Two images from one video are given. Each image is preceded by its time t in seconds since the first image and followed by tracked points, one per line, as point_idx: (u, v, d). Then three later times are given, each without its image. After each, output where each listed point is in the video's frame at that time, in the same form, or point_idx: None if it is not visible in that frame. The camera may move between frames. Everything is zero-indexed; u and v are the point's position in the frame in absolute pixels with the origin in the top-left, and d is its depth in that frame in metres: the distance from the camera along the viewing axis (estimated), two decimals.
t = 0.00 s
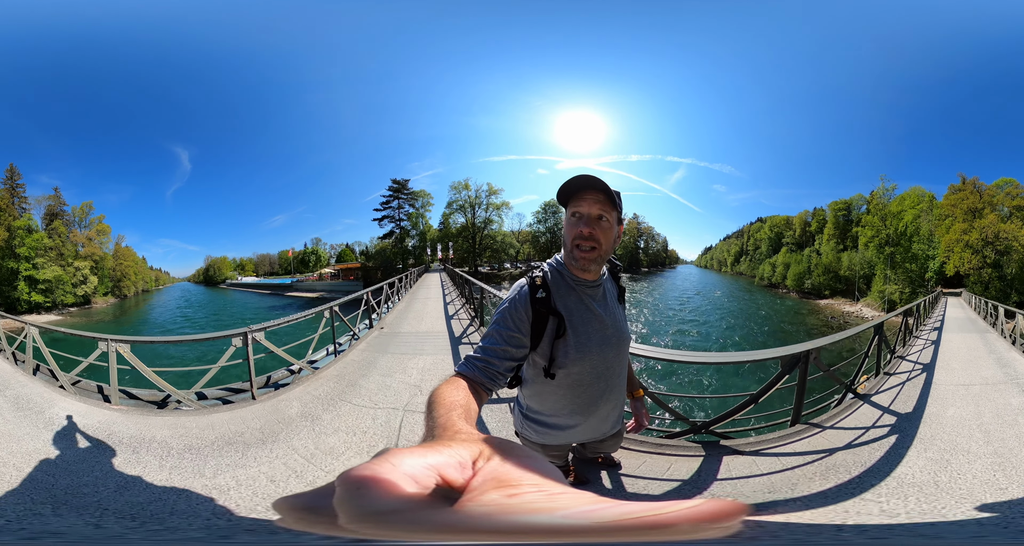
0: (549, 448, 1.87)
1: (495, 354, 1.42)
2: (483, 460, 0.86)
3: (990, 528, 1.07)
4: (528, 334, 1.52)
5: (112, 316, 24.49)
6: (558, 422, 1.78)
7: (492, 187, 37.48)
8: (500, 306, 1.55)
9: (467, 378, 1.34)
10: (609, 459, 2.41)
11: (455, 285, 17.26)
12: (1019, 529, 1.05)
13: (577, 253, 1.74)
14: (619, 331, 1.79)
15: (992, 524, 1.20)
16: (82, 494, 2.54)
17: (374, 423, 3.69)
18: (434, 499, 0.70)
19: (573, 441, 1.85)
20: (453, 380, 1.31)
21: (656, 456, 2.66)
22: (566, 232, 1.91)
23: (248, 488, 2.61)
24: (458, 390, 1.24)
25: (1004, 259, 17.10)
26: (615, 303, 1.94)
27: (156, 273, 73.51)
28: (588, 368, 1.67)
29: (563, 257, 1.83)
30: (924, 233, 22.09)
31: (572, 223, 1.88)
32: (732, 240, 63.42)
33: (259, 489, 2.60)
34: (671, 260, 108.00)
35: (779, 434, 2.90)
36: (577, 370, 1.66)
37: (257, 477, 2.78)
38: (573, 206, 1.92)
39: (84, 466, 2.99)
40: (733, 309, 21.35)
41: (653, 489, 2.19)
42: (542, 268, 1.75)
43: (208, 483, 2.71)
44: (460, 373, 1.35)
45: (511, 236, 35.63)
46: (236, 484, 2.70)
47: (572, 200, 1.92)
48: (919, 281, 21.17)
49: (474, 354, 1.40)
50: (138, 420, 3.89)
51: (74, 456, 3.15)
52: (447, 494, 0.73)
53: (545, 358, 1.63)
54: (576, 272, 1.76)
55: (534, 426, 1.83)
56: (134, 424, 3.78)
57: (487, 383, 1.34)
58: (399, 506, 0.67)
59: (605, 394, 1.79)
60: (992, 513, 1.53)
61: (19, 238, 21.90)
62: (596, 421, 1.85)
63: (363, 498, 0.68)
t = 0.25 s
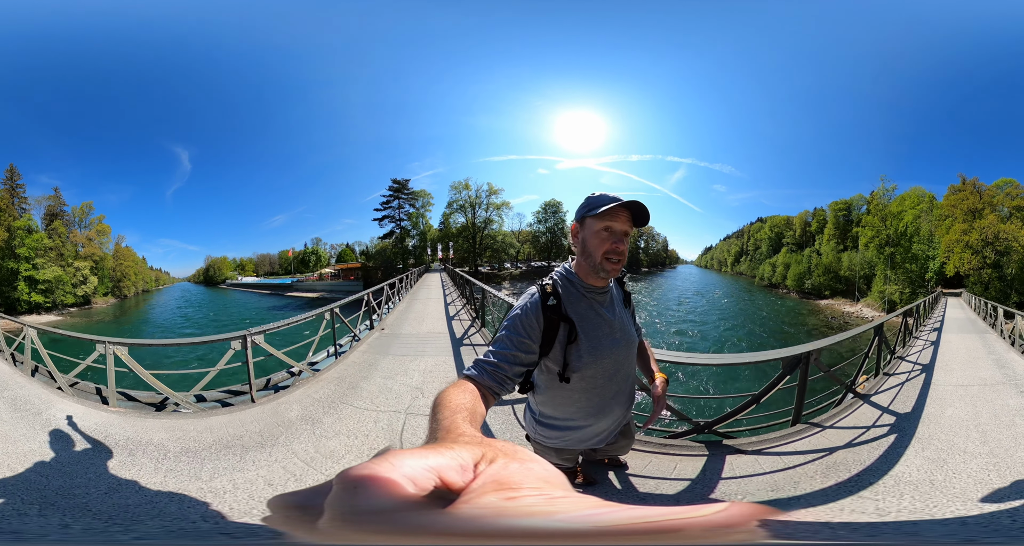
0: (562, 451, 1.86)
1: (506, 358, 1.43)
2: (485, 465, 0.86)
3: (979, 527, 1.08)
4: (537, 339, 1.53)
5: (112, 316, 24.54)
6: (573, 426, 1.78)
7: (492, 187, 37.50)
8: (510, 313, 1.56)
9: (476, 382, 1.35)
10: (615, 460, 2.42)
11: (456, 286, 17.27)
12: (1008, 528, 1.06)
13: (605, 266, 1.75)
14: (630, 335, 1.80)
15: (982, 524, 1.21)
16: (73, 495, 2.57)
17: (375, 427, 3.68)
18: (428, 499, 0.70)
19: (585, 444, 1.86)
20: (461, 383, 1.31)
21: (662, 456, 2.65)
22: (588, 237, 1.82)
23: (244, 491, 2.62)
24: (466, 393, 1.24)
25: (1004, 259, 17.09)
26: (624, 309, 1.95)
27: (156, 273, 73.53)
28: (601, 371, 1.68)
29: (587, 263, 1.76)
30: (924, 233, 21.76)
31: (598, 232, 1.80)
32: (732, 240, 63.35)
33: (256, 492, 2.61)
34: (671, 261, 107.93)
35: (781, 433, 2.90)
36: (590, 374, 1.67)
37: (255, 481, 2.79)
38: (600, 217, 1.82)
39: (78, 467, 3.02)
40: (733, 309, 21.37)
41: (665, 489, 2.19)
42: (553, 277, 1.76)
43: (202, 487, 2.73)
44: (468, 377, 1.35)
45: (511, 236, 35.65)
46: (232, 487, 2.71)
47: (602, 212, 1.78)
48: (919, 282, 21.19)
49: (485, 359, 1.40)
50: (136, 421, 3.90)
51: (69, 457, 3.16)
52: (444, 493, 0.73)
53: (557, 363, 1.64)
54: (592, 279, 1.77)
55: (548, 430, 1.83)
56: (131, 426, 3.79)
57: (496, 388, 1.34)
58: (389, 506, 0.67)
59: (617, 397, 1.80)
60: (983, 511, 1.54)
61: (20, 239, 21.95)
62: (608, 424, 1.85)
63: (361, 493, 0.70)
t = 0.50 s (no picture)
0: (568, 457, 1.88)
1: (501, 371, 1.39)
2: (470, 470, 0.86)
3: (976, 522, 1.09)
4: (540, 350, 1.50)
5: (112, 316, 24.55)
6: (579, 433, 1.79)
7: (492, 187, 37.50)
8: (509, 323, 1.51)
9: (468, 391, 1.34)
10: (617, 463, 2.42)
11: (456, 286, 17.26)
12: (1005, 521, 1.07)
13: (623, 269, 1.76)
14: (633, 340, 1.81)
15: (980, 519, 1.21)
16: (73, 493, 2.57)
17: (370, 428, 3.69)
18: (394, 503, 0.68)
19: (591, 449, 1.88)
20: (452, 390, 1.32)
21: (663, 458, 2.66)
22: (608, 239, 1.76)
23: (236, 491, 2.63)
24: (457, 400, 1.25)
25: (1005, 259, 17.06)
26: (624, 312, 1.95)
27: (156, 273, 73.51)
28: (608, 379, 1.68)
29: (605, 267, 1.73)
30: (925, 233, 22.09)
31: (621, 236, 1.76)
32: (732, 240, 63.31)
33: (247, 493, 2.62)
34: (671, 261, 107.88)
35: (785, 435, 2.90)
36: (597, 382, 1.67)
37: (247, 481, 2.80)
38: (623, 221, 1.77)
39: (78, 466, 3.02)
40: (734, 309, 21.36)
41: (668, 491, 2.20)
42: (555, 283, 1.72)
43: (198, 486, 2.73)
44: (461, 386, 1.34)
45: (512, 236, 35.65)
46: (226, 487, 2.72)
47: (628, 217, 1.74)
48: (919, 282, 21.20)
49: (479, 369, 1.37)
50: (135, 421, 3.91)
51: (69, 457, 3.17)
52: (415, 499, 0.72)
53: (563, 372, 1.63)
54: (602, 282, 1.76)
55: (554, 437, 1.83)
56: (130, 426, 3.79)
57: (489, 399, 1.32)
58: (346, 508, 0.64)
59: (624, 403, 1.82)
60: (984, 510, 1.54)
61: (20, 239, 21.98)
62: (614, 430, 1.87)
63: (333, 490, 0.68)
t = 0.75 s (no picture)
0: (554, 452, 1.86)
1: (484, 365, 1.32)
2: (456, 462, 0.85)
3: (995, 526, 1.09)
4: (526, 344, 1.45)
5: (113, 316, 24.53)
6: (564, 426, 1.77)
7: (492, 187, 37.48)
8: (492, 315, 1.43)
9: (452, 385, 1.29)
10: (598, 464, 2.42)
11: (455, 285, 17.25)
12: None
13: (612, 263, 1.77)
14: (613, 330, 1.83)
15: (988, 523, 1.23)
16: (100, 489, 2.55)
17: (368, 421, 3.69)
18: (396, 496, 0.68)
19: (577, 442, 1.87)
20: (436, 384, 1.28)
21: (651, 462, 2.66)
22: (600, 231, 1.72)
23: (243, 482, 2.63)
24: (441, 393, 1.22)
25: (1006, 259, 17.04)
26: (603, 302, 1.97)
27: (156, 273, 73.55)
28: (592, 370, 1.68)
29: (595, 258, 1.71)
30: (925, 233, 22.18)
31: (612, 230, 1.74)
32: (732, 240, 63.31)
33: (253, 483, 2.62)
34: (671, 261, 107.85)
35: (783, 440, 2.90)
36: (583, 374, 1.67)
37: (253, 471, 2.80)
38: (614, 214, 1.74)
39: (95, 463, 3.00)
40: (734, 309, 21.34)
41: (646, 496, 2.18)
42: (538, 273, 1.67)
43: (210, 477, 2.73)
44: (445, 381, 1.29)
45: (512, 236, 35.64)
46: (235, 478, 2.73)
47: (619, 210, 1.71)
48: (919, 282, 21.19)
49: (461, 363, 1.32)
50: (143, 417, 3.91)
51: (85, 453, 3.16)
52: (412, 492, 0.72)
53: (549, 366, 1.59)
54: (589, 275, 1.75)
55: (540, 434, 1.79)
56: (138, 421, 3.80)
57: (474, 393, 1.28)
58: (360, 502, 0.64)
59: (607, 393, 1.83)
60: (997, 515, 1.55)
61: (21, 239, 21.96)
62: (600, 420, 1.88)
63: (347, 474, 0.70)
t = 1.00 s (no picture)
0: (529, 451, 1.84)
1: (455, 369, 1.28)
2: (448, 467, 0.83)
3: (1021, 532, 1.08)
4: (496, 345, 1.42)
5: (114, 316, 24.55)
6: (538, 426, 1.76)
7: (492, 187, 37.46)
8: (459, 318, 1.39)
9: (423, 391, 1.23)
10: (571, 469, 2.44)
11: (454, 285, 17.22)
12: None
13: (576, 257, 1.79)
14: (581, 326, 1.84)
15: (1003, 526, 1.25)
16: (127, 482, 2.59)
17: (359, 414, 3.71)
18: (400, 502, 0.68)
19: (551, 441, 1.85)
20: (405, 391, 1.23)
21: (629, 469, 2.66)
22: (561, 225, 1.73)
23: (247, 471, 2.71)
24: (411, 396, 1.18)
25: (1008, 259, 17.00)
26: (571, 298, 1.98)
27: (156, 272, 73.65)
28: (562, 369, 1.66)
29: (558, 254, 1.73)
30: (926, 233, 22.17)
31: (573, 222, 1.76)
32: (732, 239, 63.25)
33: (254, 472, 2.70)
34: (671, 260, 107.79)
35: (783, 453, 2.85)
36: (554, 372, 1.65)
37: (255, 460, 2.87)
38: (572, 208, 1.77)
39: (116, 457, 3.03)
40: (734, 308, 21.33)
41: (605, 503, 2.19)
42: (504, 272, 1.66)
43: (219, 466, 2.81)
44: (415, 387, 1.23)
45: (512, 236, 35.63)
46: (240, 466, 2.80)
47: (577, 203, 1.73)
48: (921, 282, 21.17)
49: (431, 368, 1.27)
50: (153, 412, 3.96)
51: (107, 448, 3.20)
52: (414, 498, 0.71)
53: (519, 366, 1.58)
54: (554, 270, 1.77)
55: (514, 433, 1.78)
56: (150, 416, 3.86)
57: (450, 399, 1.22)
58: (365, 513, 0.65)
59: (579, 390, 1.83)
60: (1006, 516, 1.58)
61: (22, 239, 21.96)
62: (573, 417, 1.88)
63: (333, 496, 0.70)
